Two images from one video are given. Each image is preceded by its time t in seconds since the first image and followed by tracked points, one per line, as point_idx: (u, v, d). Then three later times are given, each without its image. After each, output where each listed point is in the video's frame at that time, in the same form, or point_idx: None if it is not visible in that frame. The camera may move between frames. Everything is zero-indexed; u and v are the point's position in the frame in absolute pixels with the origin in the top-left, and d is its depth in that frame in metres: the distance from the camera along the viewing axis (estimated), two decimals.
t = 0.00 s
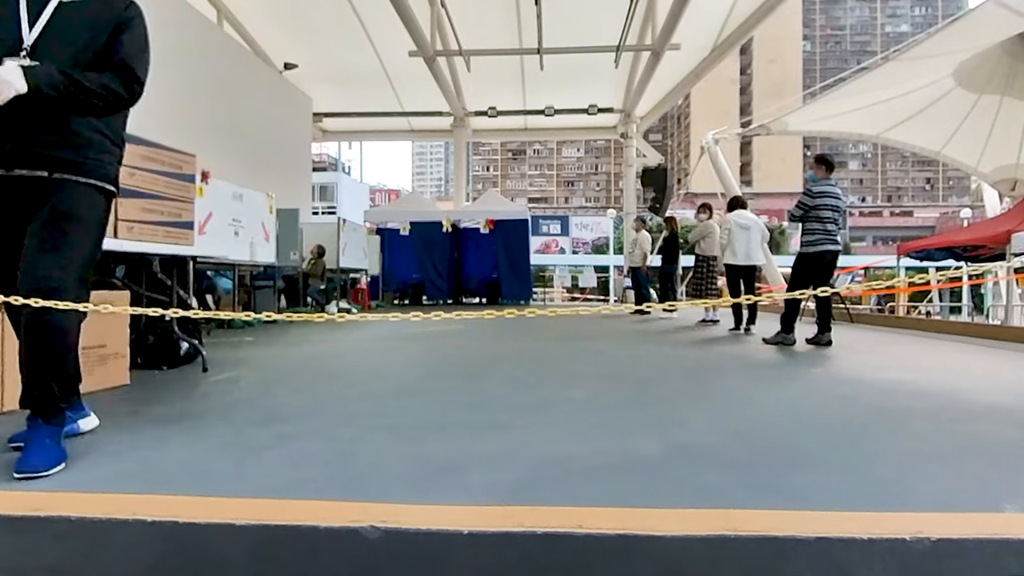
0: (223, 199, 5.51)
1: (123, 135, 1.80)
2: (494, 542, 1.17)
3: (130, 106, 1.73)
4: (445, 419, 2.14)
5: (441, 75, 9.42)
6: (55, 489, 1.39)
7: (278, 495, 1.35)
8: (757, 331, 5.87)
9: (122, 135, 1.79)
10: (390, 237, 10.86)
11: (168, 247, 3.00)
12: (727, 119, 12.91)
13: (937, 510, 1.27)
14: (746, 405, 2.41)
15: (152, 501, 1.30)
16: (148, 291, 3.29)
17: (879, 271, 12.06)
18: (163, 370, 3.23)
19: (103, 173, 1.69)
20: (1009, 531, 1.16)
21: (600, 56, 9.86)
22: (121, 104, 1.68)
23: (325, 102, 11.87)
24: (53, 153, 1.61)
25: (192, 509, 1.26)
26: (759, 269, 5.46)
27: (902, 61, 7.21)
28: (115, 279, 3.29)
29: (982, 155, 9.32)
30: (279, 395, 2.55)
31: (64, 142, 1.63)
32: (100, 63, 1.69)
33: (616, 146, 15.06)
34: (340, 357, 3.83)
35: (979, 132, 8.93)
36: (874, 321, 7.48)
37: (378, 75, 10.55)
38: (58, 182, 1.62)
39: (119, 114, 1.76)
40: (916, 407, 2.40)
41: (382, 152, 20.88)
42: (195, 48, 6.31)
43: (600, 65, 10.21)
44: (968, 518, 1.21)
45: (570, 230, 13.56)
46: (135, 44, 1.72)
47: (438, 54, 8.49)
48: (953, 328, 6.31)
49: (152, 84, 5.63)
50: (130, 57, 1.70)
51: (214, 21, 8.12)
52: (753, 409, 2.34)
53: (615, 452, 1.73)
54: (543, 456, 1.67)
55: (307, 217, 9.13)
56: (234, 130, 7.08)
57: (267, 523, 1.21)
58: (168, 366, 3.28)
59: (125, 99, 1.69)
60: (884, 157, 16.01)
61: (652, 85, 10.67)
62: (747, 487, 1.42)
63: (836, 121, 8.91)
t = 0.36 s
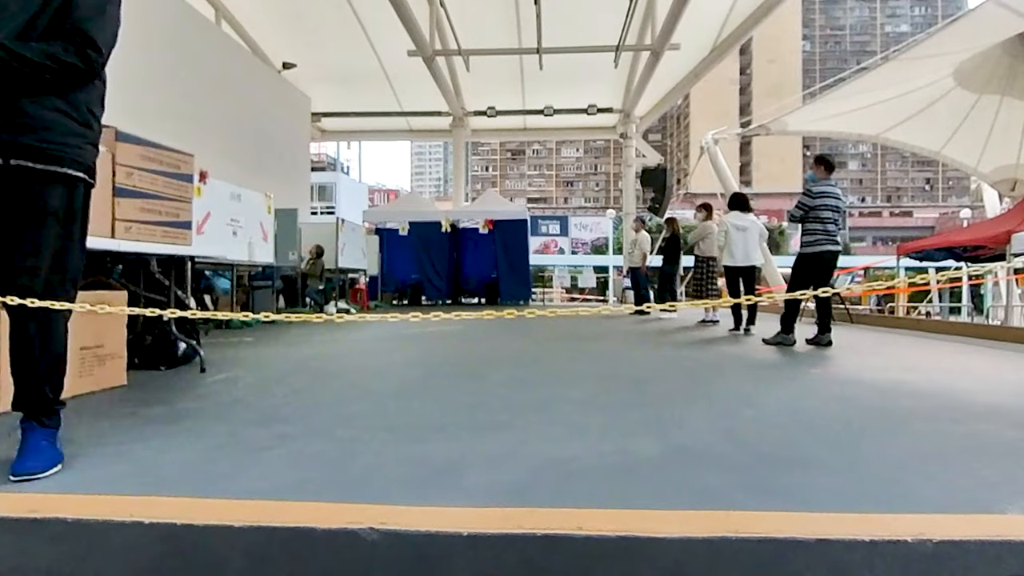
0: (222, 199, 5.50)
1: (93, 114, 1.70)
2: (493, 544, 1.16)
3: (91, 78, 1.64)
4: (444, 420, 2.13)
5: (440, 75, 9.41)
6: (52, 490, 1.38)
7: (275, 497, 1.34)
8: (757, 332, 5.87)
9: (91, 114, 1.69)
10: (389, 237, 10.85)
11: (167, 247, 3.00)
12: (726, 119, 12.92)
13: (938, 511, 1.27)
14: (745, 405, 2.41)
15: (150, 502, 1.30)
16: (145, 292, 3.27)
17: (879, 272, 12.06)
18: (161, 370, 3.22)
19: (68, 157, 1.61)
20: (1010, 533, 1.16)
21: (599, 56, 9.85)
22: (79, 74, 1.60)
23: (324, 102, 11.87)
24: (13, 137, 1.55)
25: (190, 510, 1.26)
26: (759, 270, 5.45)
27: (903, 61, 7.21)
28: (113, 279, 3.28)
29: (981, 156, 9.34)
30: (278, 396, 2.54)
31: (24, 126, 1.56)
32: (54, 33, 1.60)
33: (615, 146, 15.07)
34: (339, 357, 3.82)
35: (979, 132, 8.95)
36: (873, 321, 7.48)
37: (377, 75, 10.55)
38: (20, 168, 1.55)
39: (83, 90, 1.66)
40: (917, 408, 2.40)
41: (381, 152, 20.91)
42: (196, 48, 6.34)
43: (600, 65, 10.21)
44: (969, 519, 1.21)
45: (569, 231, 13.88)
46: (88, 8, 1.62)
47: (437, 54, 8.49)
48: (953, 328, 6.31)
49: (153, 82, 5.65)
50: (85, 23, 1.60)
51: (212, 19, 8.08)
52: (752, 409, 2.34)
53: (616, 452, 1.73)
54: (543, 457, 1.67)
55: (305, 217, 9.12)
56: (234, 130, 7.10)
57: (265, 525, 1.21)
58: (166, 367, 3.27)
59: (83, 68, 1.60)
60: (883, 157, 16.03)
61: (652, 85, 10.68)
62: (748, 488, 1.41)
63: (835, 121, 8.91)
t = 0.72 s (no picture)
0: (220, 199, 5.50)
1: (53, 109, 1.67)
2: (492, 545, 1.16)
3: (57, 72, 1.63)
4: (443, 421, 2.12)
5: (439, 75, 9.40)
6: (47, 491, 1.37)
7: (272, 498, 1.33)
8: (756, 332, 5.86)
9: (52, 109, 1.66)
10: (388, 237, 10.84)
11: (164, 247, 2.99)
12: (726, 119, 12.95)
13: (940, 513, 1.26)
14: (745, 406, 2.40)
15: (146, 504, 1.29)
16: (142, 291, 3.26)
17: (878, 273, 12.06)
18: (158, 371, 3.21)
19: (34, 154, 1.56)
20: (1012, 534, 1.16)
21: (599, 56, 9.85)
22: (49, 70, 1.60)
23: (323, 102, 11.87)
24: None
25: (186, 512, 1.25)
26: (758, 270, 5.44)
27: (903, 60, 7.21)
28: (110, 279, 3.27)
29: (981, 157, 9.36)
30: (275, 396, 2.54)
31: None
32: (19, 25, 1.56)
33: (614, 146, 15.06)
34: (337, 358, 3.81)
35: (978, 133, 8.97)
36: (873, 321, 7.48)
37: (376, 74, 10.54)
38: None
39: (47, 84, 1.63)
40: (917, 409, 2.39)
41: (380, 152, 20.93)
42: (193, 49, 6.34)
43: (600, 65, 10.21)
44: (970, 521, 1.20)
45: (568, 231, 13.84)
46: None
47: (436, 54, 8.49)
48: (953, 329, 6.30)
49: (150, 82, 5.65)
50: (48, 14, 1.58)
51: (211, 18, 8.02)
52: (752, 411, 2.33)
53: (615, 454, 1.72)
54: (542, 458, 1.66)
55: (304, 217, 9.11)
56: (231, 130, 7.09)
57: (261, 527, 1.20)
58: (163, 367, 3.26)
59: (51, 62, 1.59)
60: (883, 156, 16.14)
61: (652, 85, 10.70)
62: (748, 490, 1.41)
63: (834, 121, 8.92)
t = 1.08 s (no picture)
0: (218, 198, 5.49)
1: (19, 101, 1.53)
2: (491, 547, 1.15)
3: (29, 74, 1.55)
4: (440, 422, 2.11)
5: (438, 75, 9.41)
6: (43, 492, 1.36)
7: (271, 500, 1.33)
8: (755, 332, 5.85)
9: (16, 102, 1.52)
10: (386, 237, 10.84)
11: (161, 247, 2.99)
12: (724, 119, 12.98)
13: (940, 514, 1.26)
14: (743, 407, 2.40)
15: (142, 505, 1.28)
16: (140, 291, 3.26)
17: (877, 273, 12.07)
18: (155, 371, 3.20)
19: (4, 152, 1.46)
20: (1013, 536, 1.15)
21: (598, 55, 9.87)
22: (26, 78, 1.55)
23: (322, 102, 11.88)
24: None
25: (183, 513, 1.24)
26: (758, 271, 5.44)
27: (902, 61, 7.23)
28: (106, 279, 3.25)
29: (980, 158, 9.38)
30: (273, 397, 2.53)
31: None
32: None
33: (613, 146, 15.07)
34: (336, 358, 3.80)
35: (977, 134, 9.00)
36: (872, 321, 7.50)
37: (376, 74, 10.54)
38: None
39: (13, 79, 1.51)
40: (917, 410, 2.38)
41: (379, 152, 20.93)
42: (191, 49, 6.34)
43: (599, 64, 10.22)
44: (970, 522, 1.20)
45: (567, 232, 13.77)
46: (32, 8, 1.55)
47: (435, 53, 8.51)
48: (953, 329, 6.31)
49: (144, 80, 5.60)
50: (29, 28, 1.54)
51: (209, 17, 8.01)
52: (751, 411, 2.33)
53: (614, 454, 1.72)
54: (541, 459, 1.66)
55: (302, 218, 9.09)
56: (227, 127, 7.03)
57: (257, 529, 1.19)
58: (160, 367, 3.26)
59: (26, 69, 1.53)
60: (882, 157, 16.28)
61: (651, 85, 10.76)
62: (748, 491, 1.41)
63: (834, 121, 8.93)
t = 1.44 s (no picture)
0: (215, 198, 5.49)
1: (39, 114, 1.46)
2: (490, 548, 1.14)
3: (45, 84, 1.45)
4: (437, 422, 2.11)
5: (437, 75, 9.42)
6: (39, 493, 1.35)
7: (269, 500, 1.32)
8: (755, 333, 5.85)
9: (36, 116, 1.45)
10: (384, 237, 10.83)
11: (158, 246, 2.98)
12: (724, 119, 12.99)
13: (941, 514, 1.25)
14: (742, 407, 2.40)
15: (139, 506, 1.28)
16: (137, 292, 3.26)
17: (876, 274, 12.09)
18: (153, 371, 3.20)
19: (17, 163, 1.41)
20: (1015, 536, 1.15)
21: (597, 56, 9.88)
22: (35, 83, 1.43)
23: (322, 102, 11.88)
24: None
25: (179, 514, 1.24)
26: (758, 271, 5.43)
27: (900, 61, 7.24)
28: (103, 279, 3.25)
29: (980, 158, 9.40)
30: (271, 397, 2.52)
31: None
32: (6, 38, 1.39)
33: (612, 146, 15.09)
34: (334, 359, 3.79)
35: (976, 134, 9.02)
36: (871, 322, 7.50)
37: (375, 74, 10.54)
38: None
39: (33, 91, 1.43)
40: (917, 410, 2.38)
41: (378, 151, 20.94)
42: (191, 49, 6.36)
43: (597, 64, 10.23)
44: (972, 523, 1.20)
45: (566, 232, 13.65)
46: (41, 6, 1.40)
47: (433, 52, 8.51)
48: (952, 329, 6.32)
49: (139, 80, 5.55)
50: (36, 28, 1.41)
51: (207, 17, 8.02)
52: (750, 411, 2.33)
53: (612, 455, 1.72)
54: (539, 460, 1.65)
55: (300, 218, 9.08)
56: (224, 127, 7.01)
57: (254, 531, 1.18)
58: (157, 367, 3.26)
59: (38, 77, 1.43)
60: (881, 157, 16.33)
61: (649, 85, 10.81)
62: (748, 491, 1.40)
63: (833, 122, 8.95)
